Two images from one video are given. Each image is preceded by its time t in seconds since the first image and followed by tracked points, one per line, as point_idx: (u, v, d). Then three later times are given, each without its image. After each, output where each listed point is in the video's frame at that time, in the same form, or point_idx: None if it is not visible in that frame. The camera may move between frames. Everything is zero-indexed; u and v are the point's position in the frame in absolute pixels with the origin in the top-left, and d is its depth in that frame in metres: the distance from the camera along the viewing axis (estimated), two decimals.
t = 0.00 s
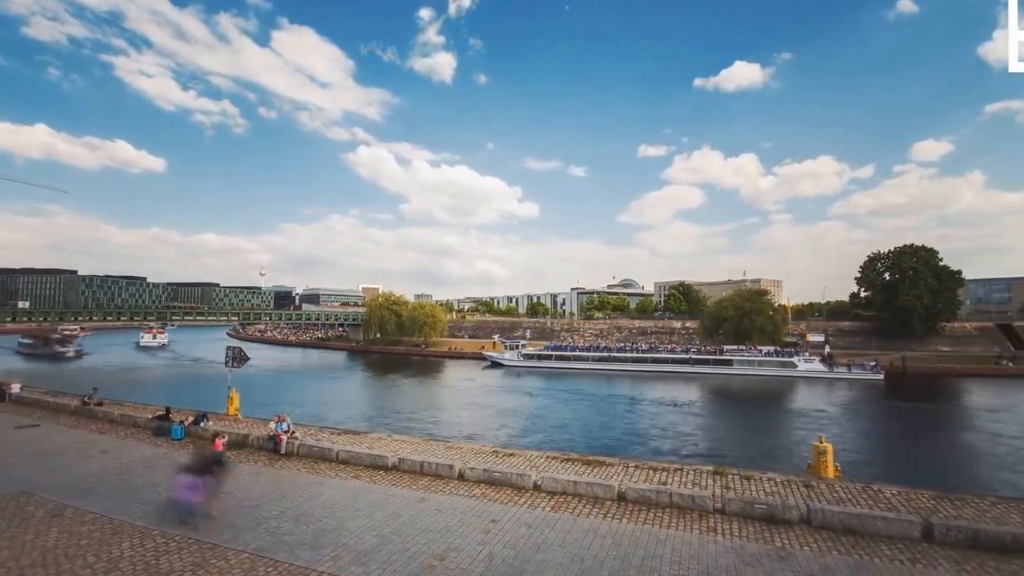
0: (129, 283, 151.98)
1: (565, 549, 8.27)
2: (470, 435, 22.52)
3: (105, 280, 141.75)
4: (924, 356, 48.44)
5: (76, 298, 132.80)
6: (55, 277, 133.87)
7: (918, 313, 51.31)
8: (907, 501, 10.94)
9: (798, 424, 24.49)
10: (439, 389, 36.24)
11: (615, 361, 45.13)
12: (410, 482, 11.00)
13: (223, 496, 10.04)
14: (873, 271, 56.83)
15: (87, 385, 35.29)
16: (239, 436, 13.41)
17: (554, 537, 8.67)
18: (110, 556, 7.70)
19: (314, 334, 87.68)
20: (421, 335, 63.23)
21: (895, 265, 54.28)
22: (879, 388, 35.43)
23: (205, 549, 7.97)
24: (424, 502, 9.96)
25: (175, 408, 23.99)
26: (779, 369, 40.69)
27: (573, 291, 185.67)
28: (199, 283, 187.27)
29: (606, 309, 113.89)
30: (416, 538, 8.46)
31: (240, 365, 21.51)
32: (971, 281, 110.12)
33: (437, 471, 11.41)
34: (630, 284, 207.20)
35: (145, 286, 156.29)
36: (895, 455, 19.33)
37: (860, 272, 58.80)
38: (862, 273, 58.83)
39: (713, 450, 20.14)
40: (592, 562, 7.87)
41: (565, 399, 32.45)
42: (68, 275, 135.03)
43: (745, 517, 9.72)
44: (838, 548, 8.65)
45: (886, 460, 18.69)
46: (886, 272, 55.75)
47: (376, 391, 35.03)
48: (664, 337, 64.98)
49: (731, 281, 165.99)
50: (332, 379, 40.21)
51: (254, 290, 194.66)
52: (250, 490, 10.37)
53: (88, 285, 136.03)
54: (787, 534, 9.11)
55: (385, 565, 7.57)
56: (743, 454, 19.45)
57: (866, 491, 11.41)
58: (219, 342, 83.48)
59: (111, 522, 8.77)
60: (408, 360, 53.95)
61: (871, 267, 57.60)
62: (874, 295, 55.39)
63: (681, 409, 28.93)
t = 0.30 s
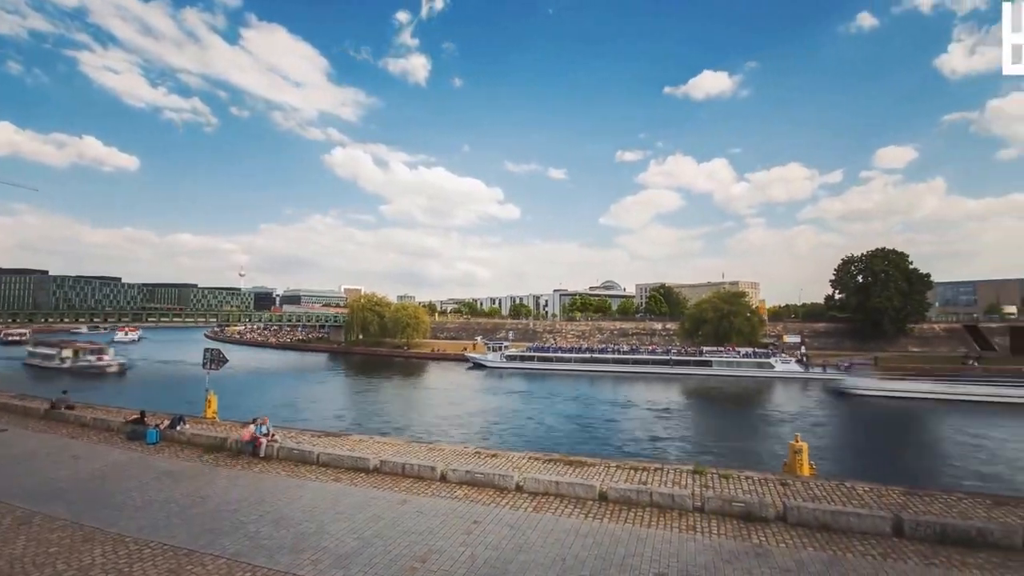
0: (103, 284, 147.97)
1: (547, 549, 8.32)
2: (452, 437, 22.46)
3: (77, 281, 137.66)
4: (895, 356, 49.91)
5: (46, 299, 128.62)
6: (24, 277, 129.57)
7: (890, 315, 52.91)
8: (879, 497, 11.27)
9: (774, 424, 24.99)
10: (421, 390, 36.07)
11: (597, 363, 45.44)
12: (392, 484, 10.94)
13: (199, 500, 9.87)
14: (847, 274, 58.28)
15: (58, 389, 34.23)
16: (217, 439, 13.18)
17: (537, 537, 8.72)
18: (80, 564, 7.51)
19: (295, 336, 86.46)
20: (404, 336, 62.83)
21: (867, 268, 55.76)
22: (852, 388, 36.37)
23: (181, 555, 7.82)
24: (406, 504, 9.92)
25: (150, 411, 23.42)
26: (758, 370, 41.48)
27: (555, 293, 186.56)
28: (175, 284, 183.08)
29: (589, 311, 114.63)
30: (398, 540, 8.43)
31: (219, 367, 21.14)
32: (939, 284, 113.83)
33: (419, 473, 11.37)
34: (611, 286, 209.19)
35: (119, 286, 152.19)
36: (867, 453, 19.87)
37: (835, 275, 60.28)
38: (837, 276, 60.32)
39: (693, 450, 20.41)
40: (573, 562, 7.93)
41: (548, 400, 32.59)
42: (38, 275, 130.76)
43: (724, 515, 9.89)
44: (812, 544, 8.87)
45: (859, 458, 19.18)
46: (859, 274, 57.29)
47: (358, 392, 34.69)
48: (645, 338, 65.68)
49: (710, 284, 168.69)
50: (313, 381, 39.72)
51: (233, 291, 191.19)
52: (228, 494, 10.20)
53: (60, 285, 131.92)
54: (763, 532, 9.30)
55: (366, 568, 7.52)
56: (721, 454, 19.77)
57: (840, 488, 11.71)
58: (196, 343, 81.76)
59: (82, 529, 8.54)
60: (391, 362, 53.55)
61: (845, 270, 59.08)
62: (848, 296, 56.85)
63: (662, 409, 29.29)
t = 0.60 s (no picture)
0: (74, 285, 143.73)
1: (529, 549, 8.36)
2: (434, 439, 22.33)
3: (46, 281, 133.33)
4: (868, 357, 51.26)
5: (13, 300, 124.18)
6: None
7: (862, 316, 54.40)
8: (852, 494, 11.58)
9: (751, 423, 25.47)
10: (402, 391, 35.84)
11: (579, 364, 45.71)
12: (373, 486, 10.88)
13: (176, 505, 9.69)
14: (821, 276, 59.65)
15: (25, 392, 33.08)
16: (193, 443, 12.94)
17: (519, 538, 8.76)
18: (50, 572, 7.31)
19: (274, 338, 85.12)
20: (385, 338, 62.30)
21: (841, 271, 57.15)
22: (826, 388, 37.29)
23: (156, 561, 7.68)
24: (387, 506, 9.88)
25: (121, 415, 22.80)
26: (736, 370, 42.18)
27: (537, 295, 187.31)
28: (150, 286, 178.61)
29: (570, 313, 115.36)
30: (379, 542, 8.39)
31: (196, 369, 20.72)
32: (908, 287, 117.63)
33: (400, 475, 11.31)
34: (593, 288, 210.95)
35: (92, 287, 148.04)
36: (839, 451, 20.41)
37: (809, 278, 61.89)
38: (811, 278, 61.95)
39: (674, 451, 20.64)
40: (555, 562, 7.98)
41: (529, 402, 32.66)
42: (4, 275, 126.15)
43: (703, 513, 10.07)
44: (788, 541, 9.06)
45: (832, 456, 19.68)
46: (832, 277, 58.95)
47: (338, 395, 34.28)
48: (626, 339, 66.28)
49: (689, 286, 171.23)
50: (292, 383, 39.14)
51: (211, 292, 187.45)
52: (205, 498, 10.03)
53: (28, 285, 127.52)
54: (742, 530, 9.47)
55: (346, 571, 7.47)
56: (700, 453, 20.02)
57: (815, 486, 11.99)
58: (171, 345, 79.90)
59: (54, 535, 8.33)
60: (372, 364, 53.03)
61: (819, 273, 60.45)
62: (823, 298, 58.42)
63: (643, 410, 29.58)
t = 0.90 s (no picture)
0: (45, 285, 139.29)
1: (511, 550, 8.39)
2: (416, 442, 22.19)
3: (14, 282, 129.02)
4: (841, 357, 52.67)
5: None
6: None
7: (835, 317, 56.08)
8: (826, 491, 11.88)
9: (730, 423, 25.88)
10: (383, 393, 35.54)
11: (561, 365, 45.92)
12: (354, 489, 10.80)
13: (151, 510, 9.49)
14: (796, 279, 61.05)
15: None
16: (169, 446, 12.68)
17: (502, 538, 8.80)
18: None
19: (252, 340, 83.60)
20: (366, 339, 61.70)
21: (815, 273, 58.54)
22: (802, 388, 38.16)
23: (130, 568, 7.52)
24: (369, 509, 9.81)
25: (92, 419, 22.18)
26: (715, 370, 42.86)
27: (520, 296, 187.79)
28: (124, 286, 174.05)
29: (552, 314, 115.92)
30: (360, 545, 8.34)
31: (171, 371, 20.28)
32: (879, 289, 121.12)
33: (382, 477, 11.25)
34: (575, 290, 212.40)
35: (63, 288, 143.56)
36: (814, 449, 20.89)
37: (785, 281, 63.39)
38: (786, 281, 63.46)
39: (655, 452, 20.83)
40: (537, 562, 8.02)
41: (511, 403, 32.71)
42: None
43: (683, 512, 10.21)
44: (765, 537, 9.27)
45: (807, 454, 20.14)
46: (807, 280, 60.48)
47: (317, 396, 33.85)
48: (608, 341, 66.77)
49: (669, 288, 173.52)
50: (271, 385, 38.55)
51: (188, 293, 183.53)
52: (181, 503, 9.84)
53: None
54: (720, 527, 9.64)
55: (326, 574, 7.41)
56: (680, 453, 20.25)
57: (790, 484, 12.26)
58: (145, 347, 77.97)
59: (23, 542, 8.10)
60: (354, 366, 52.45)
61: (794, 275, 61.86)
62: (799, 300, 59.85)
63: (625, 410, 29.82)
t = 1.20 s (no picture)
0: (13, 287, 134.78)
1: (494, 551, 8.44)
2: (398, 444, 22.04)
3: None
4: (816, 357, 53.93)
5: None
6: None
7: (811, 318, 57.47)
8: (802, 488, 12.18)
9: (709, 423, 26.25)
10: (365, 395, 35.21)
11: (544, 366, 46.07)
12: (336, 492, 10.72)
13: (125, 516, 9.30)
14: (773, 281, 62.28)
15: None
16: (145, 451, 12.43)
17: (484, 539, 8.83)
18: None
19: (231, 342, 82.15)
20: (348, 342, 60.89)
21: (791, 275, 59.78)
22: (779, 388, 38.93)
23: None
24: (351, 512, 9.74)
25: (63, 424, 21.54)
26: (695, 371, 43.47)
27: (503, 299, 187.93)
28: (97, 287, 169.26)
29: (535, 316, 116.22)
30: (341, 549, 8.28)
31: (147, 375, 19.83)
32: (854, 291, 124.26)
33: (365, 480, 11.19)
34: (558, 291, 213.39)
35: (32, 289, 139.18)
36: (791, 448, 21.31)
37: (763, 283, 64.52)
38: (764, 283, 64.60)
39: (636, 451, 21.02)
40: (519, 562, 8.07)
41: (494, 404, 32.66)
42: None
43: (664, 511, 10.37)
44: (743, 534, 9.48)
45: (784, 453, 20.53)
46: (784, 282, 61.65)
47: (298, 399, 33.39)
48: (591, 342, 67.22)
49: (651, 290, 175.54)
50: (250, 387, 37.85)
51: (164, 294, 179.37)
52: (157, 508, 9.65)
53: None
54: (700, 525, 9.83)
55: None
56: (661, 452, 20.45)
57: (768, 481, 12.55)
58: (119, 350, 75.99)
59: None
60: (335, 368, 51.90)
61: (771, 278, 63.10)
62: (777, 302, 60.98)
63: (607, 411, 30.08)
